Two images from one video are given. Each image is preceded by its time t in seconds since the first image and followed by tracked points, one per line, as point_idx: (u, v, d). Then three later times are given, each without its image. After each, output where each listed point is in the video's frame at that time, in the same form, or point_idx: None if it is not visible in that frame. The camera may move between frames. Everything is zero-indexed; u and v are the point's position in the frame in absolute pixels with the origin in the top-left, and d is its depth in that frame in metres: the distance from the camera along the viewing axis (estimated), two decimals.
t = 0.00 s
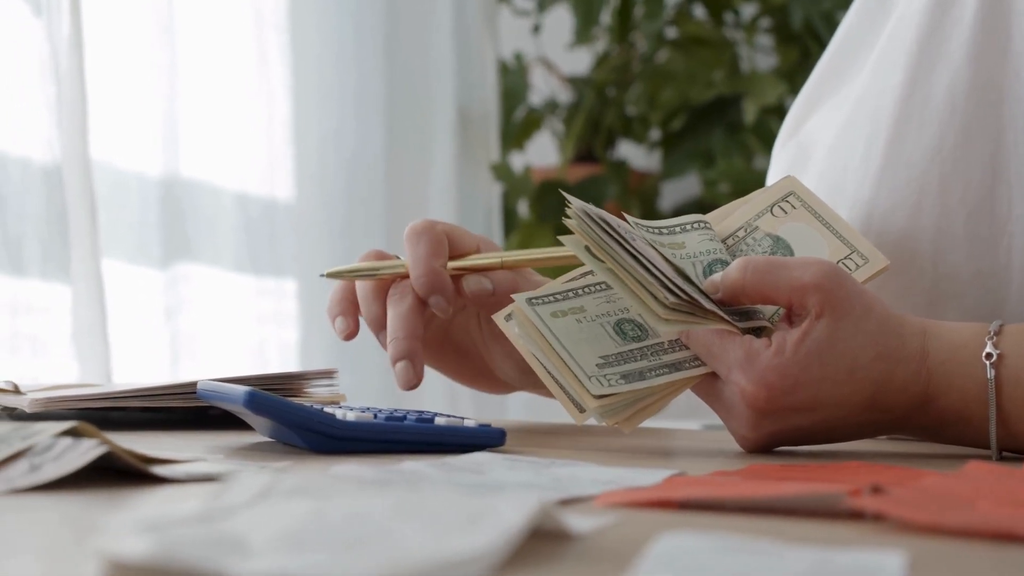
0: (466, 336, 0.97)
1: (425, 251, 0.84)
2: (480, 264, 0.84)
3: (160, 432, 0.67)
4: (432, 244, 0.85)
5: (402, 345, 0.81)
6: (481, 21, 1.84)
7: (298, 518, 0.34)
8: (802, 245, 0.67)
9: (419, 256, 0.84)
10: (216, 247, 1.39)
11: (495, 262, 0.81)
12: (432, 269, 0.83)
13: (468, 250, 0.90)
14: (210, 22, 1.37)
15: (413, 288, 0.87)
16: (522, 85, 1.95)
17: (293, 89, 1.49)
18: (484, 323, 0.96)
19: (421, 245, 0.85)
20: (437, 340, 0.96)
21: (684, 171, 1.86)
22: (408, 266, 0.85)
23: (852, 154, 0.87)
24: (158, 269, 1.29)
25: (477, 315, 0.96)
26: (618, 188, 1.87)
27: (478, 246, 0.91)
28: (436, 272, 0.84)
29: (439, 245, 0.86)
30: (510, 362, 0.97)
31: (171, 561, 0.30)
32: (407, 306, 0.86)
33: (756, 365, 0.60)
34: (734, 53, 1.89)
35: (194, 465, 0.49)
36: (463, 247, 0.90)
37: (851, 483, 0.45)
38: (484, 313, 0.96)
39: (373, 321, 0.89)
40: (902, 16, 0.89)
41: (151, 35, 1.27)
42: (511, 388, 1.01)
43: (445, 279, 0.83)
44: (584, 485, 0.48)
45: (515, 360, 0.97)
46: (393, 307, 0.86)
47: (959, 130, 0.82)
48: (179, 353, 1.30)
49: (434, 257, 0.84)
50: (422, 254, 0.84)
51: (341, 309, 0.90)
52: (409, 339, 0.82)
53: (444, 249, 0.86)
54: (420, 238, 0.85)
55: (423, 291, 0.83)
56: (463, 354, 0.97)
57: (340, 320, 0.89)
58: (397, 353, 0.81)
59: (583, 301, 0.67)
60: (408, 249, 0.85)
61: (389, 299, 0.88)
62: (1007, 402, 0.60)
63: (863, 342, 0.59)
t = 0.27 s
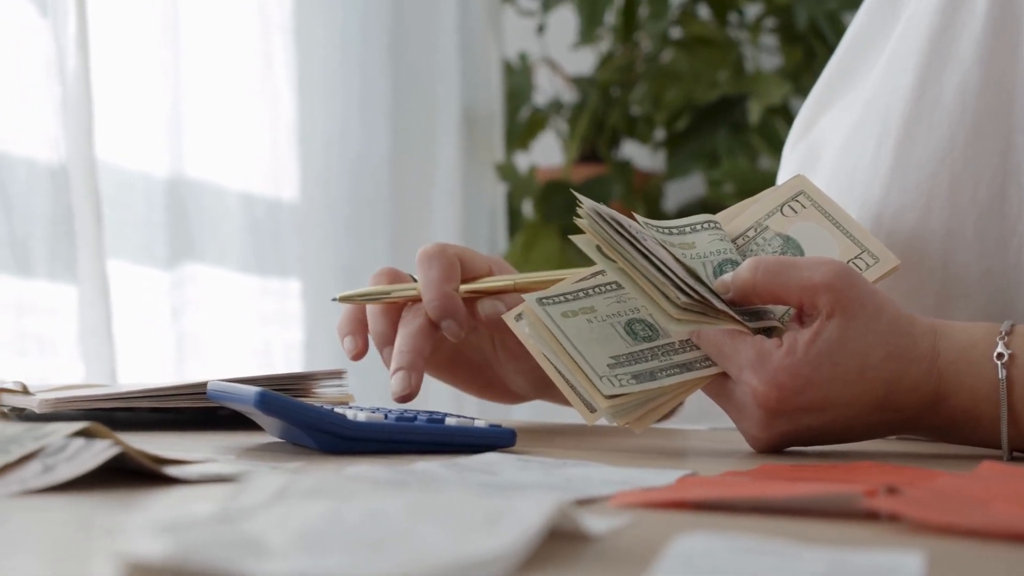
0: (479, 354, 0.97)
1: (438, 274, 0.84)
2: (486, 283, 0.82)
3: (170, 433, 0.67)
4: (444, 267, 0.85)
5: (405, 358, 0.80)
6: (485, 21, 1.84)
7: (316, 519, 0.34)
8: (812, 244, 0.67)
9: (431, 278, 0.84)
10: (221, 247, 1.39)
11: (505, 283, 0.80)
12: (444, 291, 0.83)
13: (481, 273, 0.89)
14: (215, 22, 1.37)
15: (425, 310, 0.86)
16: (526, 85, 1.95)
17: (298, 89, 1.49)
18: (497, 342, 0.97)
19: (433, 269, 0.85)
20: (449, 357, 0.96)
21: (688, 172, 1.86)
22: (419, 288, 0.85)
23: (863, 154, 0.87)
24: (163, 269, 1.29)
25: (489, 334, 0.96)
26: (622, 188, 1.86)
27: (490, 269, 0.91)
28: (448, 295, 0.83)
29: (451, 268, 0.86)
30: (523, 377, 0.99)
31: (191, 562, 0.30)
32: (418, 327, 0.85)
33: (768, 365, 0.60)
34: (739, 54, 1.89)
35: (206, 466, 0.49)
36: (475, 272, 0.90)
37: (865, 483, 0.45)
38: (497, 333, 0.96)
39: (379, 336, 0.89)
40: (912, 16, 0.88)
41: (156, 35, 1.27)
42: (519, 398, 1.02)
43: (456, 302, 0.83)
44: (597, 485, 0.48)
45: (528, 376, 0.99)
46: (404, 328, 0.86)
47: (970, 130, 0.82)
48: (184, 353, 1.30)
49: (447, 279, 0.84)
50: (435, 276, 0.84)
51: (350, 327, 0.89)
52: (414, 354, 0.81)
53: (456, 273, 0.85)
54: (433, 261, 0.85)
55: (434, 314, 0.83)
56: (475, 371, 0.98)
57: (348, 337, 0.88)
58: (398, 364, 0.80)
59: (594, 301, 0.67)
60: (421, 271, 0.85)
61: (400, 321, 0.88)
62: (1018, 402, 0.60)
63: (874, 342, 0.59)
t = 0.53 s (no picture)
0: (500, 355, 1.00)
1: (468, 271, 0.86)
2: (507, 283, 0.83)
3: (180, 435, 0.67)
4: (474, 265, 0.87)
5: (434, 352, 0.82)
6: (490, 21, 1.84)
7: (333, 523, 0.34)
8: (822, 247, 0.66)
9: (461, 275, 0.86)
10: (227, 248, 1.39)
11: (531, 283, 0.81)
12: (474, 287, 0.85)
13: (509, 272, 0.92)
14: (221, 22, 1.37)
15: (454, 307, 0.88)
16: (530, 85, 1.95)
17: (303, 89, 1.49)
18: (519, 344, 1.00)
19: (464, 266, 0.87)
20: (471, 358, 0.99)
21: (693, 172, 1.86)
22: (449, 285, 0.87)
23: (873, 155, 0.87)
24: (169, 270, 1.29)
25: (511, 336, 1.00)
26: (627, 189, 1.87)
27: (518, 269, 0.94)
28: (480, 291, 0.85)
29: (481, 266, 0.88)
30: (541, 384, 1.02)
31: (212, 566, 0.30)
32: (447, 324, 0.87)
33: (779, 367, 0.60)
34: (742, 53, 1.88)
35: (218, 469, 0.49)
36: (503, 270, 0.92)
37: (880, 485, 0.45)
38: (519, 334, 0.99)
39: (405, 331, 0.91)
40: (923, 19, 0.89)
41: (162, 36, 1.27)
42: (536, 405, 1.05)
43: (486, 298, 0.85)
44: (610, 487, 0.48)
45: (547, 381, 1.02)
46: (433, 325, 0.88)
47: (982, 132, 0.81)
48: (190, 354, 1.30)
49: (476, 276, 0.86)
50: (466, 273, 0.86)
51: (374, 325, 0.91)
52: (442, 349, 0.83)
53: (485, 270, 0.87)
54: (464, 259, 0.88)
55: (463, 310, 0.85)
56: (496, 373, 1.01)
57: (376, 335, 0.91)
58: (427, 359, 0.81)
59: (605, 303, 0.67)
60: (450, 268, 0.87)
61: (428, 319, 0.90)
62: None
63: (885, 344, 0.59)
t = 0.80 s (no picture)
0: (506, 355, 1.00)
1: (471, 286, 0.86)
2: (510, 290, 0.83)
3: (188, 435, 0.67)
4: (477, 278, 0.86)
5: (443, 374, 0.82)
6: (494, 21, 1.84)
7: (346, 524, 0.34)
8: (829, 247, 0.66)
9: (463, 291, 0.86)
10: (231, 248, 1.39)
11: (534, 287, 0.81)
12: (478, 303, 0.85)
13: (511, 279, 0.90)
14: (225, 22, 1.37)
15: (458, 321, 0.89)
16: (534, 86, 1.95)
17: (307, 89, 1.50)
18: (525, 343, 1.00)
19: (466, 279, 0.86)
20: (477, 357, 0.99)
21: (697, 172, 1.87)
22: (452, 299, 0.87)
23: (879, 153, 0.88)
24: (173, 270, 1.29)
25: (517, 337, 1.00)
26: (630, 189, 1.87)
27: (519, 276, 0.91)
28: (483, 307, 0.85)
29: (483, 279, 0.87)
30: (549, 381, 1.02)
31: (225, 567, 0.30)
32: (452, 339, 0.88)
33: (787, 367, 0.60)
34: (745, 54, 1.88)
35: (227, 469, 0.49)
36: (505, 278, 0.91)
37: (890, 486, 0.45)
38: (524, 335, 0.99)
39: (408, 345, 0.91)
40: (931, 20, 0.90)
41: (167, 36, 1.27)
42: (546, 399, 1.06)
43: (490, 314, 0.86)
44: (619, 488, 0.48)
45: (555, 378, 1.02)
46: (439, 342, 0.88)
47: (990, 130, 0.81)
48: (194, 354, 1.30)
49: (479, 291, 0.86)
50: (468, 288, 0.86)
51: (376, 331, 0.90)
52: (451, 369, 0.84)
53: (489, 283, 0.86)
54: (466, 272, 0.86)
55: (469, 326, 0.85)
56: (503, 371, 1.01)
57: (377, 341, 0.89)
58: (438, 381, 0.82)
59: (612, 304, 0.67)
60: (451, 283, 0.86)
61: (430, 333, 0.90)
62: None
63: (893, 344, 0.59)
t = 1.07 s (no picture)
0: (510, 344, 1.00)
1: (480, 265, 0.85)
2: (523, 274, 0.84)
3: (194, 436, 0.67)
4: (487, 258, 0.87)
5: (448, 351, 0.81)
6: (495, 22, 1.84)
7: (359, 525, 0.34)
8: (836, 247, 0.66)
9: (474, 267, 0.86)
10: (233, 249, 1.39)
11: (547, 277, 0.81)
12: (487, 280, 0.84)
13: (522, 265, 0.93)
14: (227, 22, 1.37)
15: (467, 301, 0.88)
16: (535, 86, 1.95)
17: (309, 90, 1.49)
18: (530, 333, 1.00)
19: (478, 257, 0.86)
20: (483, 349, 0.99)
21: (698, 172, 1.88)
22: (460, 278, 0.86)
23: (882, 154, 0.88)
24: (174, 270, 1.29)
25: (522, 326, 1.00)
26: (632, 189, 1.87)
27: (530, 263, 0.95)
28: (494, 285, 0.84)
29: (494, 260, 0.88)
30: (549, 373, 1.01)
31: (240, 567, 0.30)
32: (460, 317, 0.87)
33: (794, 367, 0.60)
34: (747, 54, 1.88)
35: (235, 470, 0.49)
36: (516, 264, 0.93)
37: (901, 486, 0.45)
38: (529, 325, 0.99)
39: (415, 326, 0.92)
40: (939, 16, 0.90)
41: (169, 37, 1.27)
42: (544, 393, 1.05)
43: (499, 291, 0.84)
44: (629, 488, 0.48)
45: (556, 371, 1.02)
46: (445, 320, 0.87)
47: (997, 129, 0.82)
48: (195, 354, 1.29)
49: (490, 269, 0.86)
50: (478, 267, 0.85)
51: (381, 318, 0.91)
52: (456, 346, 0.82)
53: (499, 263, 0.87)
54: (478, 249, 0.87)
55: (476, 305, 0.84)
56: (505, 360, 1.01)
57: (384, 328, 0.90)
58: (442, 357, 0.80)
59: (619, 303, 0.67)
60: (463, 259, 0.87)
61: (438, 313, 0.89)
62: None
63: (900, 345, 0.59)
